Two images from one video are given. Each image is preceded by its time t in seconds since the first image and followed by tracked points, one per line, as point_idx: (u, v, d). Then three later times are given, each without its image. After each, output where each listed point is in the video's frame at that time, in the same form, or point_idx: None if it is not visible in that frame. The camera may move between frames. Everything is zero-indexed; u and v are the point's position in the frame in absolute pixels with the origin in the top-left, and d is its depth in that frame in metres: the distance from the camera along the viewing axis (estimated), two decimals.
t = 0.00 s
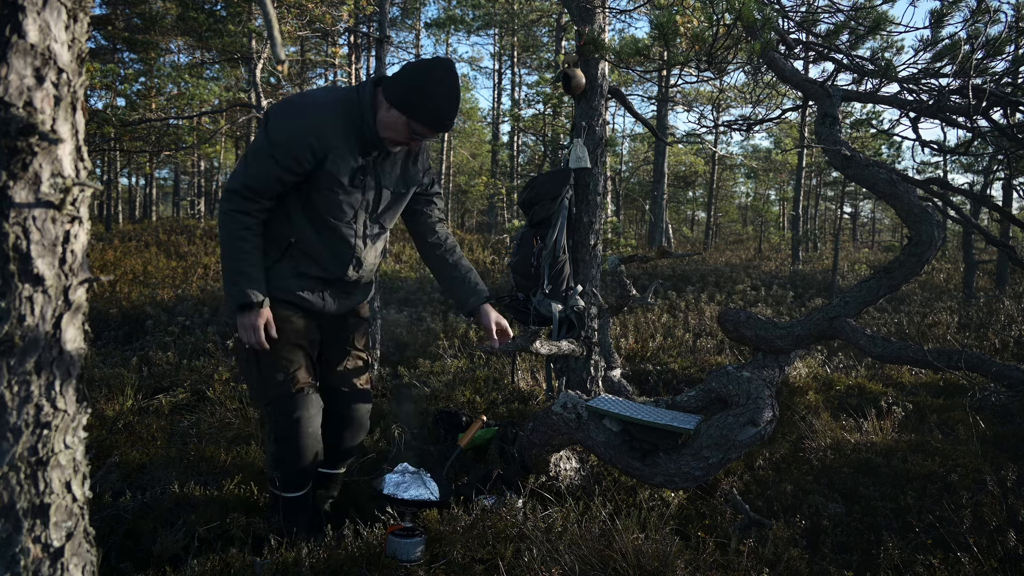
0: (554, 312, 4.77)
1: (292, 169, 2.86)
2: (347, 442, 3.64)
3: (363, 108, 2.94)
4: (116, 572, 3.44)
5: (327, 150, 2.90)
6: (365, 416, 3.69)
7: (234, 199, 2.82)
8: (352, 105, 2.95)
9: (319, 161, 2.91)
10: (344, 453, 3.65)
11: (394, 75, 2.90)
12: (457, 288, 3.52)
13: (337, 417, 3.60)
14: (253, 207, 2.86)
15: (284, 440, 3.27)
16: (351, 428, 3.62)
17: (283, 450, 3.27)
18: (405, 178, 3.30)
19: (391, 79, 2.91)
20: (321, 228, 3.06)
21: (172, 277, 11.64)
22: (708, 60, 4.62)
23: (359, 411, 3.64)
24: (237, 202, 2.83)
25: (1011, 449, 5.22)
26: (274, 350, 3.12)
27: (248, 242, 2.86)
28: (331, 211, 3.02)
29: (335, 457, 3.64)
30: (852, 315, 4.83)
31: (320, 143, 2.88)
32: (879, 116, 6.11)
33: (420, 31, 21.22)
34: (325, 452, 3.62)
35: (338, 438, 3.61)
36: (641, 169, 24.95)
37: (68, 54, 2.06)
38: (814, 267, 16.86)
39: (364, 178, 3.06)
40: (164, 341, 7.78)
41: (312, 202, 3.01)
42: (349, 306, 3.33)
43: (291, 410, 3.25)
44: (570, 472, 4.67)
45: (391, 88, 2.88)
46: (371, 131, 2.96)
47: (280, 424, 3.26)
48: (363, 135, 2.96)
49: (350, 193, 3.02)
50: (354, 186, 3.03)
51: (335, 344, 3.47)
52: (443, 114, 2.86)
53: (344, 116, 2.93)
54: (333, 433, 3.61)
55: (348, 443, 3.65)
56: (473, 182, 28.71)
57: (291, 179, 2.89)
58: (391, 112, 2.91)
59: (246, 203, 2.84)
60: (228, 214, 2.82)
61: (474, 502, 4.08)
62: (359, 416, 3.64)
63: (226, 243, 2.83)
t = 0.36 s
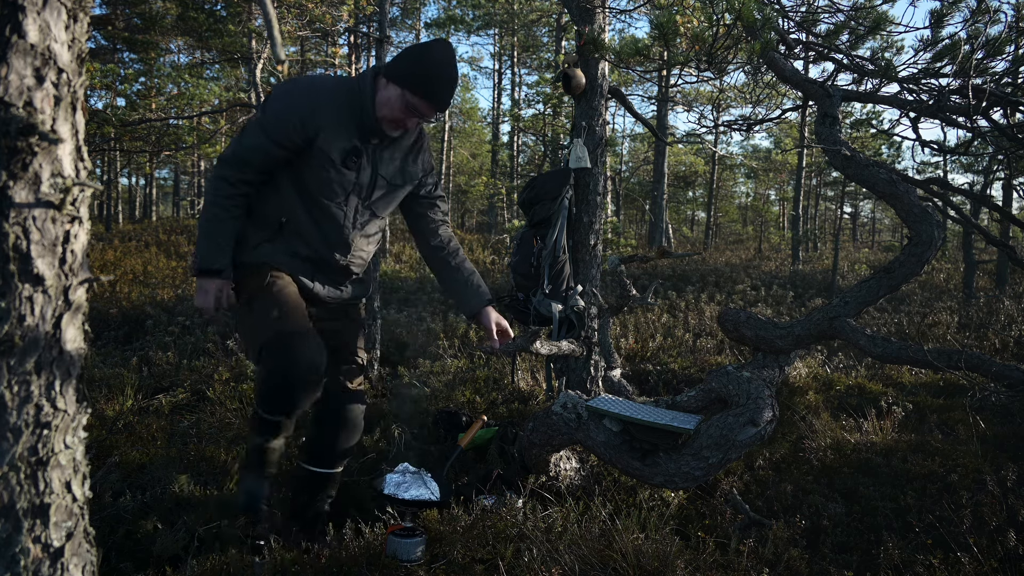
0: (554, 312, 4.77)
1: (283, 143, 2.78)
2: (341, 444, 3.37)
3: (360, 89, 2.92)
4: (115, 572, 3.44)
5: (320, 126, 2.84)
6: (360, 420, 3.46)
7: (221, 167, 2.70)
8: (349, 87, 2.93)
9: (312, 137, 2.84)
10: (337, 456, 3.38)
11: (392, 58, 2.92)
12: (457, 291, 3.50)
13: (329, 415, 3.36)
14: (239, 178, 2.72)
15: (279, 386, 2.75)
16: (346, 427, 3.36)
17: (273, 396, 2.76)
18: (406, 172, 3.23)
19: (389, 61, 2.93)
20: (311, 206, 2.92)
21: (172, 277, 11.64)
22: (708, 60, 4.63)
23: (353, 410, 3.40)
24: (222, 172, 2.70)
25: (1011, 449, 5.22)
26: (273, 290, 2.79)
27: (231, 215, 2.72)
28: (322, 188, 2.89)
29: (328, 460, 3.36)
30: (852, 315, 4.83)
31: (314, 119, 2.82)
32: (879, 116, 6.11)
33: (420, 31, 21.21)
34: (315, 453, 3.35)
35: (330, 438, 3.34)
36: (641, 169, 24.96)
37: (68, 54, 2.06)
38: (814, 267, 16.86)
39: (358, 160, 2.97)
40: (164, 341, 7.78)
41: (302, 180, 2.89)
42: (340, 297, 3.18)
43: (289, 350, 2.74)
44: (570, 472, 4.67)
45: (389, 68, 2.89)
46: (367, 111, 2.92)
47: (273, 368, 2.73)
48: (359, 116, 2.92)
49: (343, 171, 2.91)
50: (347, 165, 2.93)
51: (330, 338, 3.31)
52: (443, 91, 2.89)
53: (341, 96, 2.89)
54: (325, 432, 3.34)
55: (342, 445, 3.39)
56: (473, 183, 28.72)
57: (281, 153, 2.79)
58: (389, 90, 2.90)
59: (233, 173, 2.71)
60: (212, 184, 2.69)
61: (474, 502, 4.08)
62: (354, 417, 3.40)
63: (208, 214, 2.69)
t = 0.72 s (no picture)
0: (554, 312, 4.76)
1: (272, 137, 2.77)
2: (341, 453, 3.38)
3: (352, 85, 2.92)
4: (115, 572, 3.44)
5: (309, 120, 2.82)
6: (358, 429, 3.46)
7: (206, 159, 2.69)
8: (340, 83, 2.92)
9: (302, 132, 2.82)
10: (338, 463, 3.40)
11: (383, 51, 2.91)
12: (456, 292, 3.50)
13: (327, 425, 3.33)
14: (223, 171, 2.69)
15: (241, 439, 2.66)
16: (346, 436, 3.36)
17: (231, 450, 2.64)
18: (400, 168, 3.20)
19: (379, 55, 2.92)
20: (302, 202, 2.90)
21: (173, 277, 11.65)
22: (708, 59, 4.63)
23: (353, 420, 3.39)
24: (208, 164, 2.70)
25: (1011, 449, 5.22)
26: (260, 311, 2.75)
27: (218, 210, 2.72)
28: (313, 185, 2.87)
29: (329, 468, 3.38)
30: (852, 315, 4.83)
31: (304, 114, 2.81)
32: (879, 116, 6.11)
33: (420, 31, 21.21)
34: (316, 462, 3.36)
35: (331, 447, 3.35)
36: (641, 169, 24.96)
37: (68, 54, 2.06)
38: (814, 267, 16.86)
39: (350, 156, 2.94)
40: (164, 341, 7.78)
41: (293, 176, 2.88)
42: (338, 302, 3.18)
43: (258, 386, 2.70)
44: (570, 472, 4.67)
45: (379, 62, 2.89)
46: (359, 106, 2.91)
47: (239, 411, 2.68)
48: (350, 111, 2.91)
49: (334, 166, 2.90)
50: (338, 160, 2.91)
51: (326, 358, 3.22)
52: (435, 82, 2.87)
53: (332, 92, 2.89)
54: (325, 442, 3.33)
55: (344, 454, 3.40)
56: (473, 182, 28.73)
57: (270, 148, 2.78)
58: (381, 84, 2.89)
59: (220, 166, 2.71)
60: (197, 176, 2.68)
61: (474, 502, 4.08)
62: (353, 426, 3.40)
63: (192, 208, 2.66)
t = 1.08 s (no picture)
0: (554, 312, 4.76)
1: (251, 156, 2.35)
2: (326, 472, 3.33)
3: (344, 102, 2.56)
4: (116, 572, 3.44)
5: (295, 140, 2.43)
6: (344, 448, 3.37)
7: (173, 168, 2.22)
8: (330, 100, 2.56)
9: (285, 150, 2.42)
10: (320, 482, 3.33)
11: (381, 65, 2.56)
12: (449, 304, 3.25)
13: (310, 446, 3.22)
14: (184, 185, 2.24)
15: (225, 505, 2.45)
16: (329, 458, 3.27)
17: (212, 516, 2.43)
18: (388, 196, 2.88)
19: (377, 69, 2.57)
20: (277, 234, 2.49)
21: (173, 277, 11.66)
22: (708, 59, 4.63)
23: (336, 442, 3.28)
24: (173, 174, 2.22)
25: (1011, 448, 5.22)
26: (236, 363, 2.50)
27: (183, 237, 2.25)
28: (298, 217, 2.51)
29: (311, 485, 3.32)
30: (852, 315, 4.83)
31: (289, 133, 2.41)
32: (879, 116, 6.11)
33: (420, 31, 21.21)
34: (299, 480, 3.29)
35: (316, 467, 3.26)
36: (641, 169, 24.97)
37: (68, 54, 2.06)
38: (814, 267, 16.87)
39: (336, 183, 2.60)
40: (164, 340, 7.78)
41: (270, 203, 2.47)
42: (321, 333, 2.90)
43: (242, 446, 2.50)
44: (570, 472, 4.67)
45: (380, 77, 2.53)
46: (351, 129, 2.57)
47: (222, 473, 2.47)
48: (341, 132, 2.55)
49: (319, 197, 2.54)
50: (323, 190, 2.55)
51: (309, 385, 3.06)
52: (441, 110, 2.57)
53: (321, 109, 2.51)
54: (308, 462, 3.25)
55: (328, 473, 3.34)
56: (473, 182, 28.77)
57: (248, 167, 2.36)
58: (380, 103, 2.53)
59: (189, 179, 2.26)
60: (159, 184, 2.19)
61: (474, 502, 4.08)
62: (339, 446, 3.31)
63: (146, 227, 2.16)
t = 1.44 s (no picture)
0: (554, 313, 4.76)
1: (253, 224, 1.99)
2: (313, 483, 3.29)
3: (362, 160, 2.11)
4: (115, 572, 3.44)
5: (305, 204, 2.09)
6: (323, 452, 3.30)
7: (162, 236, 1.80)
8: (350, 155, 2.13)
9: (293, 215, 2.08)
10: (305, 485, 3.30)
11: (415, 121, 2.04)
12: (455, 315, 3.16)
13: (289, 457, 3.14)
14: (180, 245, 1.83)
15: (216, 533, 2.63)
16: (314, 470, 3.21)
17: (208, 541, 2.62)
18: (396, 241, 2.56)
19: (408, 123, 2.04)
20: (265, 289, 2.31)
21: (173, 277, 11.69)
22: (708, 59, 4.63)
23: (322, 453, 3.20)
24: (162, 241, 1.80)
25: (1011, 449, 5.22)
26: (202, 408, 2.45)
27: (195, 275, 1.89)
28: (287, 282, 2.28)
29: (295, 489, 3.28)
30: (852, 315, 4.84)
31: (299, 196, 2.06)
32: (879, 116, 6.11)
33: (420, 31, 21.23)
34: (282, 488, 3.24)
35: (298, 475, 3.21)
36: (641, 169, 24.98)
37: (68, 54, 2.06)
38: (814, 267, 16.87)
39: (342, 251, 2.30)
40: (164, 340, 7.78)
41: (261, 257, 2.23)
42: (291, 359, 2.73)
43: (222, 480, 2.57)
44: (569, 472, 4.68)
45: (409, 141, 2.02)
46: (367, 193, 2.15)
47: (203, 505, 2.59)
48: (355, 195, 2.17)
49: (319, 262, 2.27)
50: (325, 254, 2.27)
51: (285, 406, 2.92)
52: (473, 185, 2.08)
53: (339, 165, 2.10)
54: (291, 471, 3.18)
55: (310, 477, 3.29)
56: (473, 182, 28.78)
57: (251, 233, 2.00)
58: (405, 174, 2.05)
59: (180, 250, 1.83)
60: (146, 256, 1.78)
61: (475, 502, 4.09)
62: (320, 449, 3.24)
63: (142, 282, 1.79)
